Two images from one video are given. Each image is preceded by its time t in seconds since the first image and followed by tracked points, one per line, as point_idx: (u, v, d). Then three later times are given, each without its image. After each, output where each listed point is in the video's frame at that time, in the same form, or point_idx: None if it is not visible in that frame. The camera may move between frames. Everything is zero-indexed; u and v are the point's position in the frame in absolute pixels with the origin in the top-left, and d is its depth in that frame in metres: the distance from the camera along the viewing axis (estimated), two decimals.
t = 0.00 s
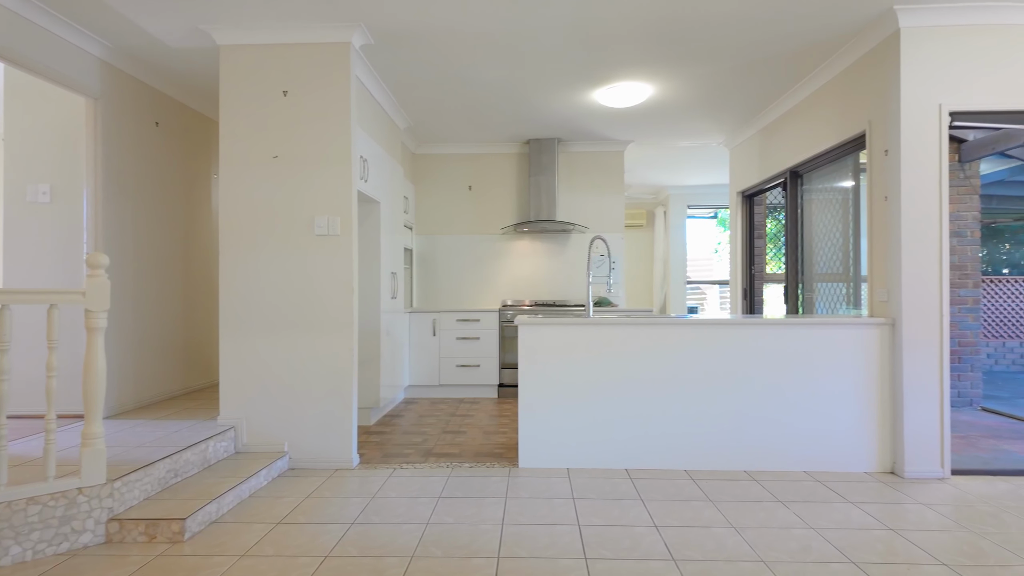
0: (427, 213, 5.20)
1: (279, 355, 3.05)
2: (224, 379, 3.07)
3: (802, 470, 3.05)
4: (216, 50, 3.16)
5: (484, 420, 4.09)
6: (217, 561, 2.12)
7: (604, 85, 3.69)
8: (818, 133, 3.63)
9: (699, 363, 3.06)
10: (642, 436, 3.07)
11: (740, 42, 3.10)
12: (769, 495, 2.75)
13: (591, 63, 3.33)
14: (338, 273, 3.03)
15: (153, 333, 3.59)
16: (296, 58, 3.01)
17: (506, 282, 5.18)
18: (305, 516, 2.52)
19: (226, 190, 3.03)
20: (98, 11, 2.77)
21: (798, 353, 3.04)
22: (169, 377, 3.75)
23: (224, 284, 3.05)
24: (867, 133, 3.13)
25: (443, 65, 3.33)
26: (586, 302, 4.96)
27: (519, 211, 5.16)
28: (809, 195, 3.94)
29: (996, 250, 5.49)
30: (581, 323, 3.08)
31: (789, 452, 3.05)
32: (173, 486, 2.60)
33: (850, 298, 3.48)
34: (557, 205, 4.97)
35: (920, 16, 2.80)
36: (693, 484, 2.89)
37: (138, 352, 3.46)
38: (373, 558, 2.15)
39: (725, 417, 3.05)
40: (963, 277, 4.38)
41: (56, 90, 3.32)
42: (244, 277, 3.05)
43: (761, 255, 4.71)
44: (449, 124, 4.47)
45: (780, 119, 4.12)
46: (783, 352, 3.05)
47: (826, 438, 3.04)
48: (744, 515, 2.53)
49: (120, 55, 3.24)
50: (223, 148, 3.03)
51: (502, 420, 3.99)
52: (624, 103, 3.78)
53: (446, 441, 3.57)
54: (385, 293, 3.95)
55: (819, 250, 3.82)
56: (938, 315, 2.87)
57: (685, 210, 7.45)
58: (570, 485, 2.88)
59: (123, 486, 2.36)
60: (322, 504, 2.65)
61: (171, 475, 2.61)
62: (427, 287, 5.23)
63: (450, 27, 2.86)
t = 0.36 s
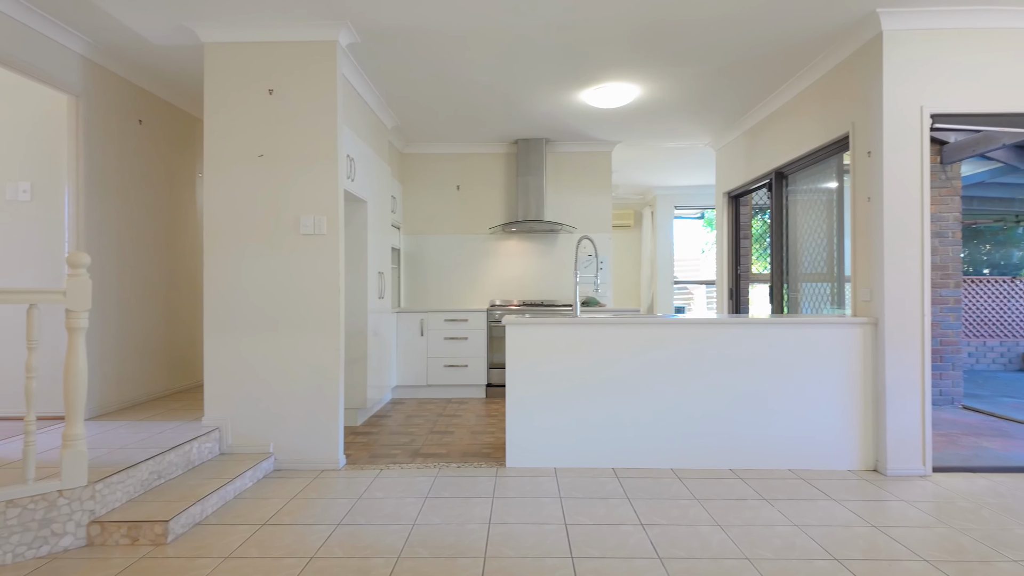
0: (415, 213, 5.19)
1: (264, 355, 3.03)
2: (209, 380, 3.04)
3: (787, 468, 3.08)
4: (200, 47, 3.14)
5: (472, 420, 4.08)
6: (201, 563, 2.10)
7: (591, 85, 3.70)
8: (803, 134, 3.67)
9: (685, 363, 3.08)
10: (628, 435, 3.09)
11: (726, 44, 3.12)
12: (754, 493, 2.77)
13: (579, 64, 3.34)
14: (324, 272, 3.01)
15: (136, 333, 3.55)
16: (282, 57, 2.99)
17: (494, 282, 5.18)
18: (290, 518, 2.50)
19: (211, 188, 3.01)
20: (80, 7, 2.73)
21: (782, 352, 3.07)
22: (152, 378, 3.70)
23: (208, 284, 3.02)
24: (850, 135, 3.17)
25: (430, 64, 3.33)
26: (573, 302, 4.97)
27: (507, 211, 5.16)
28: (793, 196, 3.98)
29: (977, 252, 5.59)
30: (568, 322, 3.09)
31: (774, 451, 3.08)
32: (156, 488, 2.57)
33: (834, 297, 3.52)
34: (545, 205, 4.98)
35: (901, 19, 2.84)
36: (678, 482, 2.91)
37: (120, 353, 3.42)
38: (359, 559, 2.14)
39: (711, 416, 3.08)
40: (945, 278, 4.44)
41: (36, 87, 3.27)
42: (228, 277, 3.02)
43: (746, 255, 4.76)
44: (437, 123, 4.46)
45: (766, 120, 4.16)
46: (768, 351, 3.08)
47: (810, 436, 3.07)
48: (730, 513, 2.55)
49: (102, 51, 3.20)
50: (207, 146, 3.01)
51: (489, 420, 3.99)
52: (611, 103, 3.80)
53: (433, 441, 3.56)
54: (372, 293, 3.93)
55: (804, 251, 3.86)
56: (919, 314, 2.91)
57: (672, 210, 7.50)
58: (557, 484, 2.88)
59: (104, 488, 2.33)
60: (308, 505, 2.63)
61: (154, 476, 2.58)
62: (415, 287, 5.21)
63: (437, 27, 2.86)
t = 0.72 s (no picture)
0: (404, 212, 5.17)
1: (249, 355, 3.01)
2: (193, 380, 3.01)
3: (772, 466, 3.10)
4: (185, 45, 3.11)
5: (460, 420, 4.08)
6: (184, 565, 2.08)
7: (579, 86, 3.71)
8: (788, 136, 3.71)
9: (671, 362, 3.10)
10: (615, 434, 3.10)
11: (712, 46, 3.14)
12: (740, 492, 2.80)
13: (567, 64, 3.35)
14: (310, 272, 3.00)
15: (119, 334, 3.51)
16: (268, 55, 2.97)
17: (482, 282, 5.18)
18: (276, 519, 2.49)
19: (196, 187, 2.98)
20: (61, 3, 2.70)
21: (767, 351, 3.10)
22: (135, 379, 3.66)
23: (193, 283, 2.99)
24: (834, 136, 3.20)
25: (418, 64, 3.32)
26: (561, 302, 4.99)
27: (495, 211, 5.17)
28: (778, 197, 4.02)
29: (958, 252, 5.84)
30: (555, 322, 3.10)
31: (760, 450, 3.11)
32: (140, 490, 2.54)
33: (818, 297, 3.56)
34: (533, 205, 4.98)
35: (884, 22, 2.87)
36: (665, 481, 2.93)
37: (102, 353, 3.37)
38: (344, 560, 2.13)
39: (697, 415, 3.10)
40: (927, 278, 4.50)
41: (17, 83, 3.22)
42: (213, 276, 2.99)
43: (732, 255, 4.80)
44: (425, 123, 4.45)
45: (751, 121, 4.20)
46: (753, 350, 3.10)
47: (794, 434, 3.10)
48: (715, 511, 2.57)
49: (84, 48, 3.16)
50: (192, 144, 2.98)
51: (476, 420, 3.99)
52: (599, 104, 3.81)
53: (420, 442, 3.55)
54: (359, 293, 3.92)
55: (789, 251, 3.90)
56: (901, 314, 2.95)
57: (659, 211, 7.54)
58: (545, 483, 2.89)
59: (86, 490, 2.30)
60: (293, 506, 2.62)
61: (137, 478, 2.55)
62: (403, 287, 5.20)
63: (424, 26, 2.86)
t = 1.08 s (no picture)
0: (391, 212, 5.15)
1: (234, 355, 2.98)
2: (177, 381, 2.98)
3: (757, 464, 3.13)
4: (168, 42, 3.08)
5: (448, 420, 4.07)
6: (167, 567, 2.06)
7: (566, 86, 3.72)
8: (772, 137, 3.75)
9: (657, 361, 3.12)
10: (602, 434, 3.11)
11: (699, 47, 3.17)
12: (725, 490, 2.82)
13: (554, 64, 3.36)
14: (296, 271, 2.98)
15: (100, 334, 3.46)
16: (254, 52, 2.95)
17: (470, 281, 5.17)
18: (261, 520, 2.47)
19: (180, 185, 2.95)
20: None
21: (752, 349, 3.13)
22: (117, 380, 3.62)
23: (177, 283, 2.96)
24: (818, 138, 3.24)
25: (405, 63, 3.32)
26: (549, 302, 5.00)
27: (484, 210, 5.16)
28: (764, 197, 4.06)
29: (940, 253, 5.75)
30: (542, 322, 3.11)
31: (745, 448, 3.13)
32: (122, 492, 2.51)
33: (803, 297, 3.60)
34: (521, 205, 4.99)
35: (866, 25, 2.91)
36: (652, 479, 2.95)
37: (84, 354, 3.33)
38: (329, 560, 2.12)
39: (683, 414, 3.12)
40: (909, 278, 4.55)
41: None
42: (198, 275, 2.97)
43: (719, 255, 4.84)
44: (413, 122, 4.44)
45: (737, 123, 4.23)
46: (738, 349, 3.13)
47: (779, 433, 3.13)
48: (701, 509, 2.59)
49: (65, 45, 3.12)
50: (176, 142, 2.95)
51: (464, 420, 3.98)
52: (587, 104, 3.83)
53: (407, 442, 3.54)
54: (346, 292, 3.90)
55: (774, 251, 3.93)
56: (883, 314, 2.98)
57: (647, 211, 7.57)
58: (532, 483, 2.89)
59: (66, 492, 2.26)
60: (279, 507, 2.60)
61: (119, 480, 2.51)
62: (390, 287, 5.18)
63: (411, 25, 2.85)
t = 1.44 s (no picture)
0: (379, 211, 5.13)
1: (218, 355, 2.96)
2: (160, 381, 2.95)
3: (742, 462, 3.16)
4: (151, 38, 3.04)
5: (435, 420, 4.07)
6: (148, 570, 2.03)
7: (554, 86, 3.73)
8: (757, 139, 3.78)
9: (644, 361, 3.14)
10: (589, 434, 3.13)
11: (685, 48, 3.18)
12: (711, 488, 2.84)
13: (543, 64, 3.36)
14: (282, 271, 2.96)
15: (82, 334, 3.42)
16: (238, 51, 2.93)
17: (458, 281, 5.17)
18: (246, 522, 2.45)
19: (163, 184, 2.92)
20: None
21: (736, 349, 3.15)
22: (101, 381, 3.59)
23: (160, 282, 2.93)
24: (802, 139, 3.28)
25: (393, 62, 3.31)
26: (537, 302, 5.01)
27: (471, 210, 5.16)
28: (748, 197, 4.10)
29: (922, 253, 6.13)
30: (528, 321, 3.11)
31: (731, 446, 3.16)
32: (103, 494, 2.47)
33: (788, 297, 3.63)
34: (509, 204, 5.00)
35: (849, 28, 2.95)
36: (637, 478, 2.97)
37: (65, 354, 3.29)
38: (314, 562, 2.11)
39: (669, 414, 3.14)
40: (892, 278, 4.61)
41: None
42: (182, 275, 2.94)
43: (705, 255, 4.88)
44: (401, 121, 4.43)
45: (723, 124, 4.27)
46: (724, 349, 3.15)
47: (764, 431, 3.16)
48: (686, 507, 2.61)
49: (45, 41, 3.07)
50: (159, 140, 2.92)
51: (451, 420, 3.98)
52: (575, 104, 3.84)
53: (395, 442, 3.54)
54: (333, 292, 3.88)
55: (759, 252, 3.97)
56: (866, 314, 3.02)
57: (634, 212, 7.62)
58: (518, 482, 2.90)
59: (46, 495, 2.22)
60: (263, 509, 2.58)
61: (100, 482, 2.48)
62: (377, 286, 5.16)
63: (398, 24, 2.85)
